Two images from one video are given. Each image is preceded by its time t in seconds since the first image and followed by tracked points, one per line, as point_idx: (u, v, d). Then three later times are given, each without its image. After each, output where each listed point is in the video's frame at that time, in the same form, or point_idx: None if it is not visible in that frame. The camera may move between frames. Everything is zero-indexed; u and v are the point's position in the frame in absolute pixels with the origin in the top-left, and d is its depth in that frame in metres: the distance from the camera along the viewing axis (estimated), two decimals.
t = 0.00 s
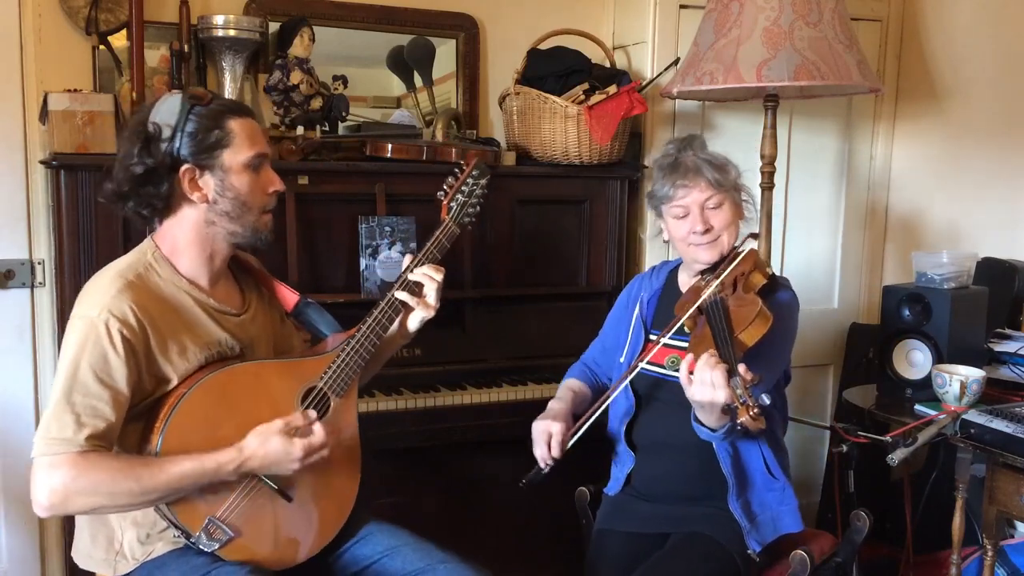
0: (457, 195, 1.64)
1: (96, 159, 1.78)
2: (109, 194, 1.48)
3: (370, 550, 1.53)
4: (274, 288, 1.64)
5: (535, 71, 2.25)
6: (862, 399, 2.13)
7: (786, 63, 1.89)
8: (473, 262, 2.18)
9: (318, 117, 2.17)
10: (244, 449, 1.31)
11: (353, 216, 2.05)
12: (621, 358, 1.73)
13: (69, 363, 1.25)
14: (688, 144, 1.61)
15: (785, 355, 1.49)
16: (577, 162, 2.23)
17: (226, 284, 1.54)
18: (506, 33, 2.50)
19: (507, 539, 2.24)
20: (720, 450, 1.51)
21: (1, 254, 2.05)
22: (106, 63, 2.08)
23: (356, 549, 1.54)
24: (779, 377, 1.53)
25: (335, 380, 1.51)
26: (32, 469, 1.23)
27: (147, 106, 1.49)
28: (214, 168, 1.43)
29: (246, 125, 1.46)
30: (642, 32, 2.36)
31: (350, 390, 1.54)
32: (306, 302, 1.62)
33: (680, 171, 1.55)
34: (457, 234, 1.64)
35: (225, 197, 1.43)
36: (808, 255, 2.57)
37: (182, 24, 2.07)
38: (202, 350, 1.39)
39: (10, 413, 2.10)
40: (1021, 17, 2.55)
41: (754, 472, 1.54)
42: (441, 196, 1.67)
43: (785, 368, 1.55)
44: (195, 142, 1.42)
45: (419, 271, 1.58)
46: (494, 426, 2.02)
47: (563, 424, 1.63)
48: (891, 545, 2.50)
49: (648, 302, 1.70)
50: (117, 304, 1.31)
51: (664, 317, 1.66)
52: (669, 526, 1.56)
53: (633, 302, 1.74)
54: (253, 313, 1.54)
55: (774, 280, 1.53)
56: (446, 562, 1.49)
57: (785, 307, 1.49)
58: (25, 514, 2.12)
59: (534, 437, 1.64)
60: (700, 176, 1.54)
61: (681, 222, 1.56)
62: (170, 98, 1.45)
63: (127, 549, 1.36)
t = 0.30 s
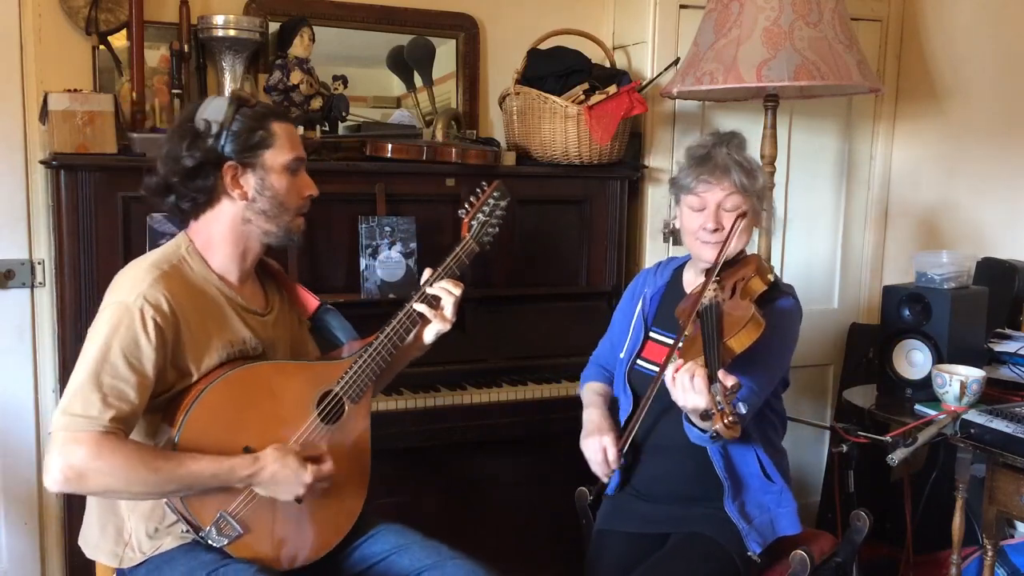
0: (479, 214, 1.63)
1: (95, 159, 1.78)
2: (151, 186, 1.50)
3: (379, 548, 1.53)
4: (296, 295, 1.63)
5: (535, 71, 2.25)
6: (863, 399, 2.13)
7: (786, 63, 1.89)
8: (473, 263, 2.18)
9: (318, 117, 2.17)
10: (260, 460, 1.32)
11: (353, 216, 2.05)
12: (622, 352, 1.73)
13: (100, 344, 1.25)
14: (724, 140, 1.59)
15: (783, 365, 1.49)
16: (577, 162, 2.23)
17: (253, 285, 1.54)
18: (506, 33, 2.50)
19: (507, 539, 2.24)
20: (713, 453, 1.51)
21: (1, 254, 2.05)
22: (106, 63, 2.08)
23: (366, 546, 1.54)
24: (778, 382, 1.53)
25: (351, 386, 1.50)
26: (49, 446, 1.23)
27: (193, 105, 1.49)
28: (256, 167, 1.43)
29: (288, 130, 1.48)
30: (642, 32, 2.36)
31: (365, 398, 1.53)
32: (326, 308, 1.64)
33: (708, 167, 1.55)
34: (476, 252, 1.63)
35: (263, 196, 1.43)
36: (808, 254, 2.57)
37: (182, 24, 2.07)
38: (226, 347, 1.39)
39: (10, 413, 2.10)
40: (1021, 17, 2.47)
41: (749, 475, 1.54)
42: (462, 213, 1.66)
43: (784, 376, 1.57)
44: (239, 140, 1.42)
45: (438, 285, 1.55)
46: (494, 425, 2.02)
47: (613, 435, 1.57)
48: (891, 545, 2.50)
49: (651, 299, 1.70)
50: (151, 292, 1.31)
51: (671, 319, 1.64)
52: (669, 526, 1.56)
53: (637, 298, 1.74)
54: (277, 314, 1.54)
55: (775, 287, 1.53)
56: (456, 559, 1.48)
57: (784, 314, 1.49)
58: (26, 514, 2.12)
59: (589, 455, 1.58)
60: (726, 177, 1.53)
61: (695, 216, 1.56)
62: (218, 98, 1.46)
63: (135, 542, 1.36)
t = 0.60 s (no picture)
0: (490, 227, 1.64)
1: (95, 159, 1.78)
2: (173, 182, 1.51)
3: (381, 547, 1.53)
4: (306, 298, 1.63)
5: (535, 71, 2.25)
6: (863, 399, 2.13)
7: (786, 63, 1.89)
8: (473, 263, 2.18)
9: (318, 117, 2.17)
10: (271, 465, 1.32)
11: (353, 216, 2.05)
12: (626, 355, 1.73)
13: (117, 338, 1.25)
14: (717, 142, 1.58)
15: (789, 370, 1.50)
16: (577, 162, 2.23)
17: (264, 286, 1.54)
18: (506, 33, 2.50)
19: (507, 538, 2.24)
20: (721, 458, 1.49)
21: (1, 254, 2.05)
22: (106, 63, 2.08)
23: (366, 547, 1.54)
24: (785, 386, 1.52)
25: (360, 389, 1.49)
26: (63, 439, 1.22)
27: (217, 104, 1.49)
28: (277, 170, 1.44)
29: (310, 135, 1.49)
30: (642, 32, 2.36)
31: (372, 401, 1.52)
32: (337, 311, 1.63)
33: (703, 172, 1.54)
34: (488, 265, 1.64)
35: (283, 199, 1.44)
36: (808, 254, 2.57)
37: (182, 25, 2.07)
38: (239, 346, 1.40)
39: (10, 413, 2.10)
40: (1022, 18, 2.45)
41: (755, 479, 1.54)
42: (473, 226, 1.68)
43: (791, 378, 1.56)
44: (262, 142, 1.43)
45: (446, 295, 1.56)
46: (495, 425, 2.02)
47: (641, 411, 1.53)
48: (891, 545, 2.50)
49: (654, 301, 1.69)
50: (168, 289, 1.31)
51: (674, 321, 1.64)
52: (669, 526, 1.56)
53: (639, 300, 1.74)
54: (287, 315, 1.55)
55: (785, 288, 1.53)
56: (457, 559, 1.48)
57: (794, 315, 1.49)
58: (26, 514, 2.12)
59: (617, 435, 1.52)
60: (723, 180, 1.53)
61: (695, 221, 1.56)
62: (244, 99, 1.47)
63: (140, 538, 1.36)
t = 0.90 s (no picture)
0: (476, 211, 1.60)
1: (95, 159, 1.78)
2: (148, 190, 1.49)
3: (377, 547, 1.53)
4: (290, 291, 1.64)
5: (535, 71, 2.25)
6: (863, 399, 2.13)
7: (786, 63, 1.89)
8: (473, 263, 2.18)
9: (318, 117, 2.17)
10: (256, 453, 1.32)
11: (353, 216, 2.05)
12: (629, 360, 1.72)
13: (94, 355, 1.25)
14: (682, 146, 1.60)
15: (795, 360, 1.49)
16: (577, 162, 2.24)
17: (246, 287, 1.54)
18: (506, 33, 2.50)
19: (507, 538, 2.24)
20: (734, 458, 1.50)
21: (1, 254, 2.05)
22: (106, 63, 2.08)
23: (362, 547, 1.54)
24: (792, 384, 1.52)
25: (351, 384, 1.50)
26: (45, 459, 1.23)
27: (190, 108, 1.48)
28: (254, 174, 1.43)
29: (287, 134, 1.47)
30: (642, 32, 2.36)
31: (364, 394, 1.54)
32: (322, 307, 1.63)
33: (675, 176, 1.56)
34: (476, 249, 1.60)
35: (261, 203, 1.43)
36: (808, 255, 2.57)
37: (182, 25, 2.07)
38: (224, 351, 1.40)
39: (10, 413, 2.10)
40: (1021, 17, 2.54)
41: (763, 477, 1.54)
42: (458, 213, 1.63)
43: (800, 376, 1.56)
44: (236, 147, 1.41)
45: (435, 278, 1.56)
46: (494, 425, 2.02)
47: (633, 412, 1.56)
48: (891, 545, 2.50)
49: (655, 304, 1.69)
50: (145, 301, 1.30)
51: (677, 324, 1.64)
52: (669, 527, 1.56)
53: (639, 302, 1.73)
54: (271, 315, 1.55)
55: (787, 282, 1.53)
56: (453, 560, 1.48)
57: (798, 310, 1.49)
58: (26, 514, 2.12)
59: (607, 433, 1.55)
60: (695, 179, 1.54)
61: (681, 226, 1.56)
62: (215, 101, 1.45)
63: (135, 542, 1.36)
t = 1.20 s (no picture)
0: (454, 192, 1.62)
1: (95, 159, 1.79)
2: (109, 203, 1.46)
3: (371, 548, 1.53)
4: (268, 287, 1.64)
5: (535, 71, 2.25)
6: (863, 399, 2.13)
7: (786, 63, 1.89)
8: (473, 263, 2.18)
9: (318, 117, 2.17)
10: (245, 474, 1.31)
11: (353, 216, 2.05)
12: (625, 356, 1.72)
13: (70, 380, 1.24)
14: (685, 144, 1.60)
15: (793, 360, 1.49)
16: (577, 162, 2.24)
17: (222, 290, 1.53)
18: (507, 33, 2.50)
19: (507, 538, 2.24)
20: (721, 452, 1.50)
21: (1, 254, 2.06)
22: (106, 63, 2.08)
23: (357, 547, 1.54)
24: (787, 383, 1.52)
25: (335, 382, 1.50)
26: (29, 489, 1.23)
27: (145, 115, 1.44)
28: (221, 181, 1.42)
29: (251, 136, 1.45)
30: (642, 32, 2.36)
31: (349, 392, 1.54)
32: (302, 302, 1.65)
33: (679, 173, 1.55)
34: (454, 232, 1.63)
35: (231, 209, 1.43)
36: (807, 255, 2.57)
37: (182, 25, 2.07)
38: (202, 359, 1.40)
39: (10, 413, 2.10)
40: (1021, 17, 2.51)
41: (754, 474, 1.53)
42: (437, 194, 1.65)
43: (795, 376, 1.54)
44: (202, 155, 1.39)
45: (414, 266, 1.58)
46: (493, 426, 2.02)
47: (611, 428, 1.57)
48: (891, 545, 2.50)
49: (654, 301, 1.69)
50: (116, 319, 1.29)
51: (674, 321, 1.64)
52: (668, 527, 1.56)
53: (639, 298, 1.73)
54: (249, 316, 1.54)
55: (786, 283, 1.53)
56: (449, 560, 1.48)
57: (797, 311, 1.49)
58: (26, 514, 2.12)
59: (586, 450, 1.56)
60: (700, 176, 1.53)
61: (684, 224, 1.56)
62: (172, 107, 1.42)
63: (127, 552, 1.37)
